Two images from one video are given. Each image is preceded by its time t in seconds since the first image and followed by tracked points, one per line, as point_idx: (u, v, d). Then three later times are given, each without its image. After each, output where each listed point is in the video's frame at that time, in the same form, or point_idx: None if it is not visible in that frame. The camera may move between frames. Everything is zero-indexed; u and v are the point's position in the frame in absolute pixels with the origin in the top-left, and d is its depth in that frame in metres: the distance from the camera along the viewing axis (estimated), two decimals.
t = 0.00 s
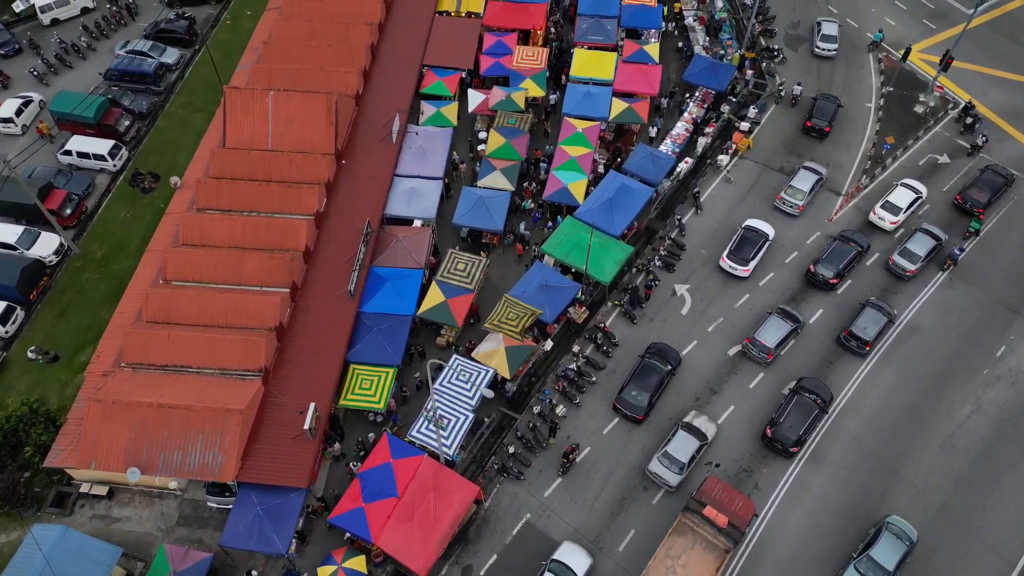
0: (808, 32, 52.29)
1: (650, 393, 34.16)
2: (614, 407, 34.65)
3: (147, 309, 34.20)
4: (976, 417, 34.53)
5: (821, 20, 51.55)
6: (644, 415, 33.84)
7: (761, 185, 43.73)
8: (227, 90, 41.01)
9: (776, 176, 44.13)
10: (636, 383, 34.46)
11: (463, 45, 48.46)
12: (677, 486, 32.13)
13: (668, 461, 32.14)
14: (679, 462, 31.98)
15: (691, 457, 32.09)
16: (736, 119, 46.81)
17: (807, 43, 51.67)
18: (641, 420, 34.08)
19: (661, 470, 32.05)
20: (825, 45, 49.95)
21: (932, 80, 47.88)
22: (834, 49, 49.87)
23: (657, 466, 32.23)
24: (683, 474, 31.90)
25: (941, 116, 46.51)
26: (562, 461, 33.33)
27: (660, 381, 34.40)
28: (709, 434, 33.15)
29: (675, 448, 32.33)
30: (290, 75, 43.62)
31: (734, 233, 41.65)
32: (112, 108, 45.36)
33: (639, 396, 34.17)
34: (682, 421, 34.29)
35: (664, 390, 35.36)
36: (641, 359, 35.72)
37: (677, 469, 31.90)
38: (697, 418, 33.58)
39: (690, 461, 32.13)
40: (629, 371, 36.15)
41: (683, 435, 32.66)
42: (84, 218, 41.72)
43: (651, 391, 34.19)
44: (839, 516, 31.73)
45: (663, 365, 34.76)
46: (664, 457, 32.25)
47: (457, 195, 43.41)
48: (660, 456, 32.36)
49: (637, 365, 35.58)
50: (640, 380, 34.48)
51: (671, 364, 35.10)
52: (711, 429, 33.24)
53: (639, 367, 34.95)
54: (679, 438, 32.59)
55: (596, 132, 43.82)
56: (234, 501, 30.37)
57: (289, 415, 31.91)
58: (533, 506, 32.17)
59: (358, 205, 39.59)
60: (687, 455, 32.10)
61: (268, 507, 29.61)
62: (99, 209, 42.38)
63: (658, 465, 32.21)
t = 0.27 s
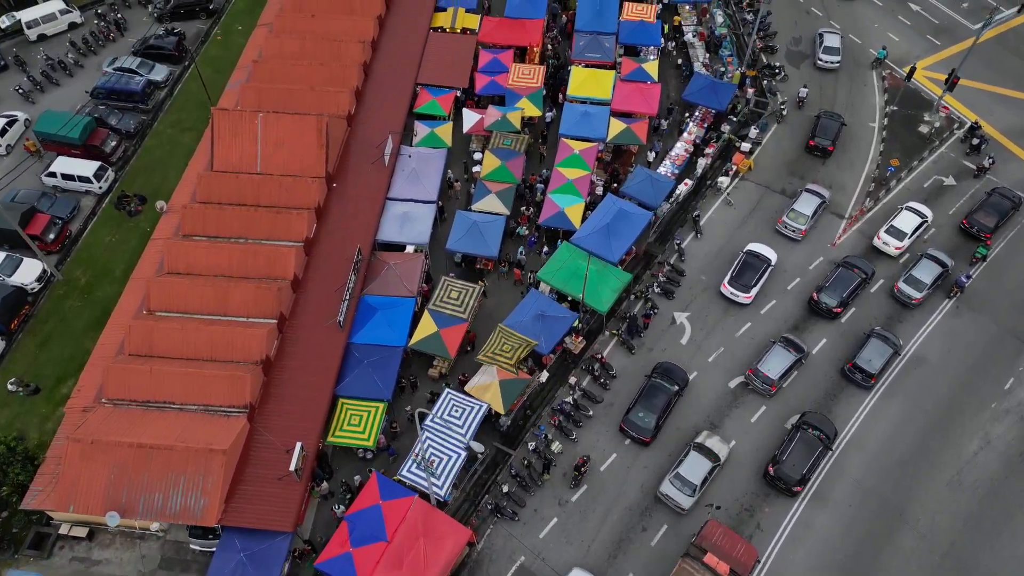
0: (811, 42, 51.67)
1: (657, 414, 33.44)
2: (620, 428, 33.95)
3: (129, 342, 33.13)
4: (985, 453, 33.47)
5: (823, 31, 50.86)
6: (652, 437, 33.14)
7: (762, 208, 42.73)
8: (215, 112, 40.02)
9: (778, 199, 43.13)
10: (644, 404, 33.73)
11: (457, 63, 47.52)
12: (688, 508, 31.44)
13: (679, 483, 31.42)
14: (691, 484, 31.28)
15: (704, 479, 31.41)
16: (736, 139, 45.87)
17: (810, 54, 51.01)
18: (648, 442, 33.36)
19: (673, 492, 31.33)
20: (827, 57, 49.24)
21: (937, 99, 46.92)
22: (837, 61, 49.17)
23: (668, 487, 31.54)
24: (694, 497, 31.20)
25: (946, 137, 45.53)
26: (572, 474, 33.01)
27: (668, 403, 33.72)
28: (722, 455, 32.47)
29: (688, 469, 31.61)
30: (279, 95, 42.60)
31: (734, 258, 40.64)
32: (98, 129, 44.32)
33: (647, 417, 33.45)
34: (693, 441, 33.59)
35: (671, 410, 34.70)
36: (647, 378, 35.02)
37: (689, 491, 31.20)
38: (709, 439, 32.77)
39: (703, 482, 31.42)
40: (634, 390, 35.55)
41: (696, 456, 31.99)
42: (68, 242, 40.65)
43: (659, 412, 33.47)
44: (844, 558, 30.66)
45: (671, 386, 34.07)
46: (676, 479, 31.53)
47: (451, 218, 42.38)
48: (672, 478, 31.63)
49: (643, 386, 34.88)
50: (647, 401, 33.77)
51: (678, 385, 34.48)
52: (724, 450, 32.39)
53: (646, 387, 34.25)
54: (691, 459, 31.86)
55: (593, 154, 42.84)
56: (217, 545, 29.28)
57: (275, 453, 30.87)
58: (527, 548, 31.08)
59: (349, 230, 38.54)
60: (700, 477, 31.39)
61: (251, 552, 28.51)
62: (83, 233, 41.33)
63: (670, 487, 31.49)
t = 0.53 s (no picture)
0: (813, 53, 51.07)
1: (663, 439, 32.77)
2: (625, 453, 33.26)
3: (111, 377, 32.10)
4: (996, 491, 32.41)
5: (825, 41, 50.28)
6: (658, 462, 32.45)
7: (763, 232, 41.71)
8: (202, 134, 39.01)
9: (780, 222, 42.12)
10: (650, 428, 33.07)
11: (452, 82, 46.60)
12: (700, 535, 30.84)
13: (690, 509, 30.86)
14: (702, 511, 30.71)
15: (715, 505, 30.84)
16: (737, 159, 44.84)
17: (812, 64, 50.43)
18: (654, 468, 32.65)
19: (683, 518, 30.74)
20: (830, 68, 48.62)
21: (942, 118, 45.93)
22: (839, 72, 48.59)
23: (678, 513, 30.93)
24: (706, 524, 30.61)
25: (952, 157, 44.52)
26: (583, 486, 32.72)
27: (674, 427, 33.02)
28: (733, 479, 31.90)
29: (698, 495, 31.06)
30: (268, 116, 41.48)
31: (735, 284, 39.63)
32: (83, 150, 43.31)
33: (653, 442, 32.79)
34: (704, 464, 33.04)
35: (678, 434, 33.98)
36: (652, 402, 34.30)
37: (701, 517, 30.62)
38: (720, 464, 32.37)
39: (714, 509, 30.86)
40: (640, 411, 34.89)
41: (706, 481, 31.42)
42: (51, 268, 39.59)
43: (665, 437, 32.79)
44: None
45: (678, 410, 33.37)
46: (687, 505, 30.96)
47: (445, 242, 41.35)
48: (682, 504, 31.05)
49: (648, 409, 34.18)
50: (654, 425, 33.09)
51: (685, 408, 33.75)
52: (735, 475, 31.97)
53: (652, 410, 33.55)
54: (702, 484, 31.34)
55: (590, 176, 41.83)
56: None
57: (261, 495, 29.85)
58: None
59: (339, 257, 37.50)
60: (710, 503, 30.84)
61: None
62: (67, 258, 40.27)
63: (681, 513, 30.91)
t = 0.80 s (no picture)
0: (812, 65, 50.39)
1: (668, 467, 32.06)
2: (630, 483, 32.52)
3: (91, 414, 31.07)
4: (1007, 530, 31.35)
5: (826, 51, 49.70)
6: (662, 492, 31.68)
7: (765, 257, 40.69)
8: (188, 158, 37.98)
9: (782, 246, 41.08)
10: (654, 456, 32.38)
11: (446, 101, 45.65)
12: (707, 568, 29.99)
13: (698, 541, 30.04)
14: (709, 543, 29.89)
15: (723, 538, 30.04)
16: (738, 181, 43.82)
17: (814, 75, 49.84)
18: (659, 498, 31.86)
19: (690, 551, 29.92)
20: (832, 78, 48.06)
21: (948, 138, 44.95)
22: (841, 83, 47.99)
23: (685, 546, 30.13)
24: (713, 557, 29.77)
25: (958, 179, 43.52)
26: (596, 496, 32.52)
27: (680, 454, 32.34)
28: (741, 510, 31.14)
29: (706, 527, 30.26)
30: (258, 138, 40.57)
31: (736, 312, 38.59)
32: (68, 171, 42.29)
33: (657, 471, 32.07)
34: (711, 494, 32.26)
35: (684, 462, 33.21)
36: (657, 428, 33.63)
37: (708, 550, 29.78)
38: (728, 493, 31.63)
39: (721, 542, 30.05)
40: (646, 438, 34.13)
41: (714, 512, 30.65)
42: (34, 294, 38.54)
43: (670, 465, 32.09)
44: None
45: (684, 437, 32.74)
46: (694, 537, 30.15)
47: (438, 267, 40.29)
48: (689, 536, 30.25)
49: (652, 436, 33.50)
50: (658, 453, 32.40)
51: (690, 435, 33.13)
52: (743, 505, 31.18)
53: (656, 438, 32.86)
54: (710, 516, 30.56)
55: (587, 199, 40.85)
56: None
57: (245, 538, 28.81)
58: None
59: (329, 285, 36.45)
60: (718, 535, 30.06)
61: None
62: (51, 284, 39.22)
63: (688, 546, 30.09)
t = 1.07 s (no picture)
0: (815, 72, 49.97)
1: (671, 500, 31.19)
2: (631, 516, 31.60)
3: (70, 453, 30.03)
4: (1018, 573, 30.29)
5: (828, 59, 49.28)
6: (665, 526, 30.80)
7: (767, 283, 39.67)
8: (174, 183, 36.83)
9: (784, 272, 40.06)
10: (657, 489, 31.50)
11: (440, 121, 44.74)
12: None
13: None
14: None
15: None
16: (738, 204, 42.83)
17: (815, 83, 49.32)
18: (661, 532, 30.98)
19: None
20: (834, 87, 47.67)
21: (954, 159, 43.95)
22: (843, 92, 47.63)
23: None
24: None
25: (964, 201, 42.52)
26: (593, 535, 31.48)
27: (683, 486, 31.46)
28: (747, 546, 30.17)
29: (710, 565, 29.26)
30: (246, 161, 39.61)
31: (737, 341, 37.57)
32: (52, 194, 41.29)
33: (660, 504, 31.20)
34: (715, 530, 31.26)
35: (687, 495, 32.29)
36: (660, 459, 32.76)
37: None
38: (733, 529, 30.62)
39: None
40: (649, 471, 33.13)
41: (719, 550, 29.66)
42: (15, 322, 37.50)
43: (674, 498, 31.21)
44: None
45: (688, 469, 31.90)
46: None
47: (431, 294, 39.26)
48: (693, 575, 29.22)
49: (655, 467, 32.64)
50: (660, 484, 31.54)
51: (693, 465, 32.29)
52: (749, 542, 30.17)
53: (659, 469, 32.00)
54: (714, 554, 29.56)
55: (584, 223, 39.87)
56: None
57: None
58: None
59: (318, 315, 35.38)
60: (723, 574, 29.07)
61: None
62: (33, 311, 38.17)
63: None
